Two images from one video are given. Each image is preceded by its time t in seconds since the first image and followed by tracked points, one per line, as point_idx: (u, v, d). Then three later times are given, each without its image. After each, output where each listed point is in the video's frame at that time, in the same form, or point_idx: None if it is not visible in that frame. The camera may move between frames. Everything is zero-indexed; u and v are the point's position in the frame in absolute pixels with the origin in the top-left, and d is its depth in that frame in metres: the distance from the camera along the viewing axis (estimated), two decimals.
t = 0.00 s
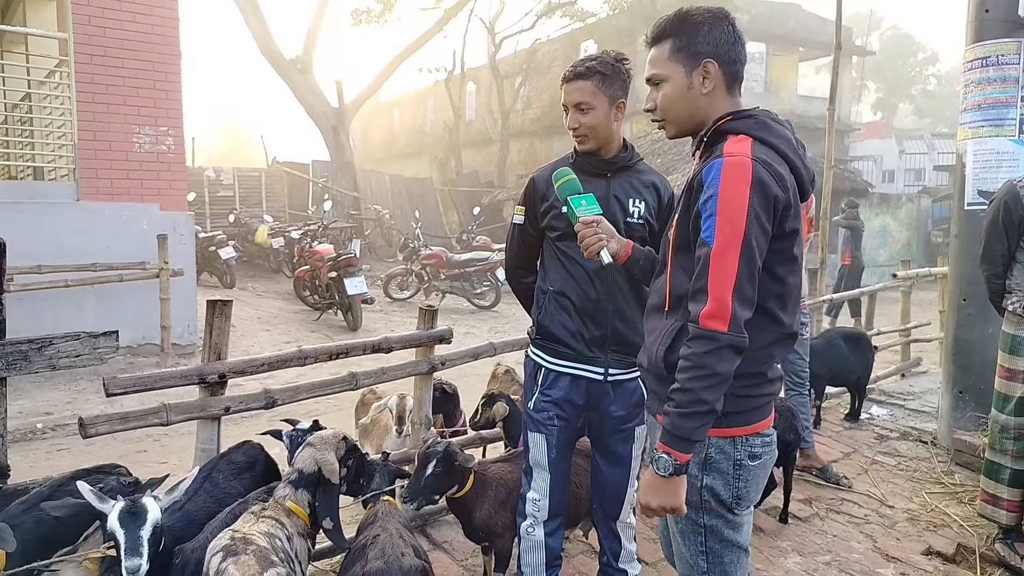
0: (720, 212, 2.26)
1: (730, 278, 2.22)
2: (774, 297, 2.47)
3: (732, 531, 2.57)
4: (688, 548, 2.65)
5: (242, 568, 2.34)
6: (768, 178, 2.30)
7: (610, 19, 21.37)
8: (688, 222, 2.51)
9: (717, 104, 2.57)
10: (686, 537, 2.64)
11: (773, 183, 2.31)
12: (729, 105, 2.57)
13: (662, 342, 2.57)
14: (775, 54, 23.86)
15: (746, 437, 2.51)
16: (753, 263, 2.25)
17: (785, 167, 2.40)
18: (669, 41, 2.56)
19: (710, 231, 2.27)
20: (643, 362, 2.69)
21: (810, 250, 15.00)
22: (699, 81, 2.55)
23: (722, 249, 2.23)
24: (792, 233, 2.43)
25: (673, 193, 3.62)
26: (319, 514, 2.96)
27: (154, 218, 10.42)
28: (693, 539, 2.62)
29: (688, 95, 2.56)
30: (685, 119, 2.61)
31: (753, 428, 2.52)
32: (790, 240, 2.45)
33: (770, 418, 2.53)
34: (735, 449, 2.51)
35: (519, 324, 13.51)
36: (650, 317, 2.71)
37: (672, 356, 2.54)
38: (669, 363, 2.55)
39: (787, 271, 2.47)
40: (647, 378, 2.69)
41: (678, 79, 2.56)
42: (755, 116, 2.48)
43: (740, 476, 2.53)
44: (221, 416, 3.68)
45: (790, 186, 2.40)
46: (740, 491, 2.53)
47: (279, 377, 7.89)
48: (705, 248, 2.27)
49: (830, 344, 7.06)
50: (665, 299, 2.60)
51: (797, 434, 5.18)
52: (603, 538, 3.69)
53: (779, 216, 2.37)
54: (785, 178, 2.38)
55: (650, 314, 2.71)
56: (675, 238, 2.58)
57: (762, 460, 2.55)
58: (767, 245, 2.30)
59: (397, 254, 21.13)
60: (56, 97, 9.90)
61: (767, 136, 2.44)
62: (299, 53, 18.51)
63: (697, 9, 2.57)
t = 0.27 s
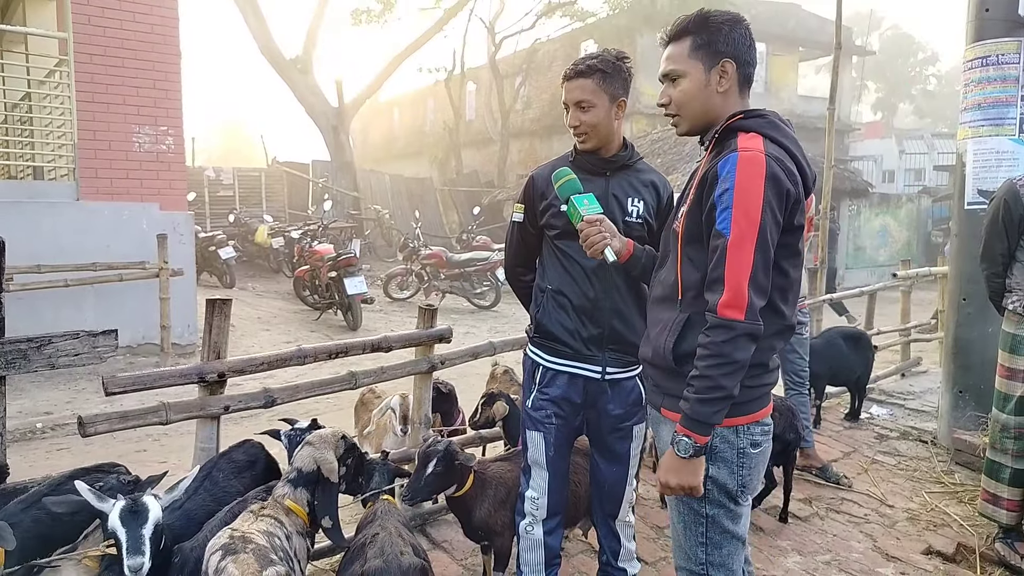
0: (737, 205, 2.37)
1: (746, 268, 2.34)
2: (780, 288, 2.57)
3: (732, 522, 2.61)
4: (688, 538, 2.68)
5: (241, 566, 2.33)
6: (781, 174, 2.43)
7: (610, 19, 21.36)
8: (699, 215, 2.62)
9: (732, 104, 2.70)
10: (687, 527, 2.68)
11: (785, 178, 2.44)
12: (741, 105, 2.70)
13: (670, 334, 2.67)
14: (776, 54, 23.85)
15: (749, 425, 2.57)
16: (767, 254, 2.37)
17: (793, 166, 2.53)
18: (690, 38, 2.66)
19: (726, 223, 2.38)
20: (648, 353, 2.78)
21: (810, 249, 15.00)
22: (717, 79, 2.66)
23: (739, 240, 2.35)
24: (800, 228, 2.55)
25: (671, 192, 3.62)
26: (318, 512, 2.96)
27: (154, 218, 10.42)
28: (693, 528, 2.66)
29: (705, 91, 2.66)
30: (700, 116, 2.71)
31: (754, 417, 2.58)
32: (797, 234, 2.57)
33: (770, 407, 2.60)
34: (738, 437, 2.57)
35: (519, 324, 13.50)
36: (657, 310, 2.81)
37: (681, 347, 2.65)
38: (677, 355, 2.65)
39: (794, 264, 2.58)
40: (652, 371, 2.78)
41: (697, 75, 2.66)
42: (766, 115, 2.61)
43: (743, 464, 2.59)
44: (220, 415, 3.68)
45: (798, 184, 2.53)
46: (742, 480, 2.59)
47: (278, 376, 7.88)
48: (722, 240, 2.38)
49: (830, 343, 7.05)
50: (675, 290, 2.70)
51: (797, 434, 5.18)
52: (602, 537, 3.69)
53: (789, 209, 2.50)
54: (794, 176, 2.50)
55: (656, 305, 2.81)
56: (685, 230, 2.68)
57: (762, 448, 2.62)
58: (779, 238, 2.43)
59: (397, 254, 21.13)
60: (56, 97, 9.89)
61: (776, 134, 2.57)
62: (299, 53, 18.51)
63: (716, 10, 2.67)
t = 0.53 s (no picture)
0: (746, 209, 2.44)
1: (759, 270, 2.42)
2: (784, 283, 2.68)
3: (714, 518, 2.74)
4: (668, 528, 2.82)
5: (240, 568, 2.32)
6: (785, 177, 2.53)
7: (609, 21, 21.40)
8: (704, 218, 2.69)
9: (737, 111, 2.80)
10: (671, 517, 2.81)
11: (789, 181, 2.54)
12: (746, 112, 2.80)
13: (680, 330, 2.73)
14: (775, 56, 23.89)
15: (752, 421, 2.72)
16: (775, 255, 2.47)
17: (795, 168, 2.62)
18: (702, 44, 2.75)
19: (735, 226, 2.45)
20: (657, 351, 2.85)
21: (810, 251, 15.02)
22: (725, 87, 2.76)
23: (751, 242, 2.42)
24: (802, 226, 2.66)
25: (668, 195, 3.63)
26: (317, 515, 2.96)
27: (154, 220, 10.43)
28: (676, 519, 2.79)
29: (714, 97, 2.76)
30: (707, 120, 2.81)
31: (758, 413, 2.73)
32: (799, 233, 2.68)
33: (772, 406, 2.75)
34: (740, 432, 2.71)
35: (519, 325, 13.52)
36: (664, 307, 2.87)
37: (689, 344, 2.71)
38: (686, 352, 2.71)
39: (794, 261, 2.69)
40: (659, 366, 2.85)
41: (708, 80, 2.75)
42: (768, 122, 2.70)
43: (740, 459, 2.73)
44: (220, 417, 3.68)
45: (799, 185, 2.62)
46: (738, 474, 2.74)
47: (278, 378, 7.89)
48: (732, 242, 2.45)
49: (829, 345, 7.06)
50: (681, 290, 2.78)
51: (796, 436, 5.18)
52: (601, 540, 3.71)
53: (794, 211, 2.60)
54: (796, 178, 2.60)
55: (663, 303, 2.88)
56: (690, 232, 2.75)
57: (761, 445, 2.77)
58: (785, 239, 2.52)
59: (397, 256, 21.14)
60: (56, 99, 9.91)
61: (778, 140, 2.67)
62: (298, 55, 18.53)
63: (727, 20, 2.77)
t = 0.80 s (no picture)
0: (744, 200, 2.48)
1: (745, 258, 2.45)
2: (781, 283, 2.71)
3: (722, 515, 2.78)
4: (679, 527, 2.83)
5: (240, 567, 2.32)
6: (786, 178, 2.56)
7: (610, 20, 21.39)
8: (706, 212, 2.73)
9: (740, 113, 2.81)
10: (680, 516, 2.82)
11: (790, 183, 2.57)
12: (749, 114, 2.82)
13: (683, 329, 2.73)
14: (775, 55, 23.89)
15: (753, 418, 2.77)
16: (767, 250, 2.49)
17: (798, 171, 2.66)
18: (707, 47, 2.76)
19: (732, 216, 2.49)
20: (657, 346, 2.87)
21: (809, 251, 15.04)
22: (729, 89, 2.77)
23: (743, 231, 2.46)
24: (801, 228, 2.69)
25: (667, 194, 3.63)
26: (317, 513, 2.97)
27: (154, 219, 10.43)
28: (686, 518, 2.81)
29: (719, 98, 2.77)
30: (710, 122, 2.82)
31: (758, 410, 2.78)
32: (797, 234, 2.71)
33: (773, 402, 2.80)
34: (743, 429, 2.75)
35: (519, 324, 13.53)
36: (664, 306, 2.87)
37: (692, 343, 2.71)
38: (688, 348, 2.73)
39: (793, 261, 2.73)
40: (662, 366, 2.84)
41: (712, 83, 2.76)
42: (770, 123, 2.71)
43: (745, 456, 2.78)
44: (220, 416, 3.69)
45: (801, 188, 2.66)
46: (743, 471, 2.78)
47: (278, 377, 7.91)
48: (726, 230, 2.49)
49: (828, 344, 7.07)
50: (681, 288, 2.80)
51: (795, 435, 5.19)
52: (601, 538, 3.75)
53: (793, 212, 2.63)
54: (797, 181, 2.63)
55: (664, 302, 2.88)
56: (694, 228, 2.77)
57: (762, 440, 2.83)
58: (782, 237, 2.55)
59: (397, 255, 21.16)
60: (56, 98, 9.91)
61: (781, 141, 2.69)
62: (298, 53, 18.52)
63: (731, 23, 2.78)
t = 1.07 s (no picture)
0: (729, 170, 2.51)
1: (710, 209, 2.43)
2: (773, 275, 2.70)
3: (727, 513, 2.77)
4: (684, 525, 2.82)
5: (240, 563, 2.31)
6: (778, 167, 2.57)
7: (610, 18, 21.38)
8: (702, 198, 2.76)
9: (742, 109, 2.81)
10: (684, 514, 2.82)
11: (782, 173, 2.57)
12: (751, 110, 2.82)
13: (679, 323, 2.77)
14: (775, 53, 23.89)
15: (754, 415, 2.77)
16: (739, 213, 2.46)
17: (797, 168, 2.65)
18: (711, 42, 2.76)
19: (713, 181, 2.52)
20: (657, 343, 2.88)
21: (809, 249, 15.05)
22: (733, 84, 2.77)
23: (716, 188, 2.47)
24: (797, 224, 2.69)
25: (667, 191, 3.63)
26: (318, 511, 2.97)
27: (154, 217, 10.43)
28: (690, 516, 2.80)
29: (722, 93, 2.77)
30: (712, 117, 2.82)
31: (759, 406, 2.79)
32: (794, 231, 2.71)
33: (774, 397, 2.80)
34: (743, 426, 2.76)
35: (518, 322, 13.54)
36: (664, 302, 2.91)
37: (688, 336, 2.75)
38: (687, 342, 2.75)
39: (789, 257, 2.73)
40: (660, 362, 2.90)
41: (716, 77, 2.76)
42: (771, 118, 2.72)
43: (747, 453, 2.78)
44: (220, 413, 3.69)
45: (798, 186, 2.65)
46: (745, 467, 2.78)
47: (278, 374, 7.91)
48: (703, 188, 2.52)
49: (828, 342, 7.07)
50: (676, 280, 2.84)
51: (795, 432, 5.20)
52: (601, 535, 3.76)
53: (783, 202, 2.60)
54: (794, 176, 2.63)
55: (664, 298, 2.91)
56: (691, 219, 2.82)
57: (765, 437, 2.83)
58: (764, 219, 2.52)
59: (397, 253, 21.16)
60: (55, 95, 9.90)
61: (781, 135, 2.69)
62: (298, 51, 18.52)
63: (734, 19, 2.78)
